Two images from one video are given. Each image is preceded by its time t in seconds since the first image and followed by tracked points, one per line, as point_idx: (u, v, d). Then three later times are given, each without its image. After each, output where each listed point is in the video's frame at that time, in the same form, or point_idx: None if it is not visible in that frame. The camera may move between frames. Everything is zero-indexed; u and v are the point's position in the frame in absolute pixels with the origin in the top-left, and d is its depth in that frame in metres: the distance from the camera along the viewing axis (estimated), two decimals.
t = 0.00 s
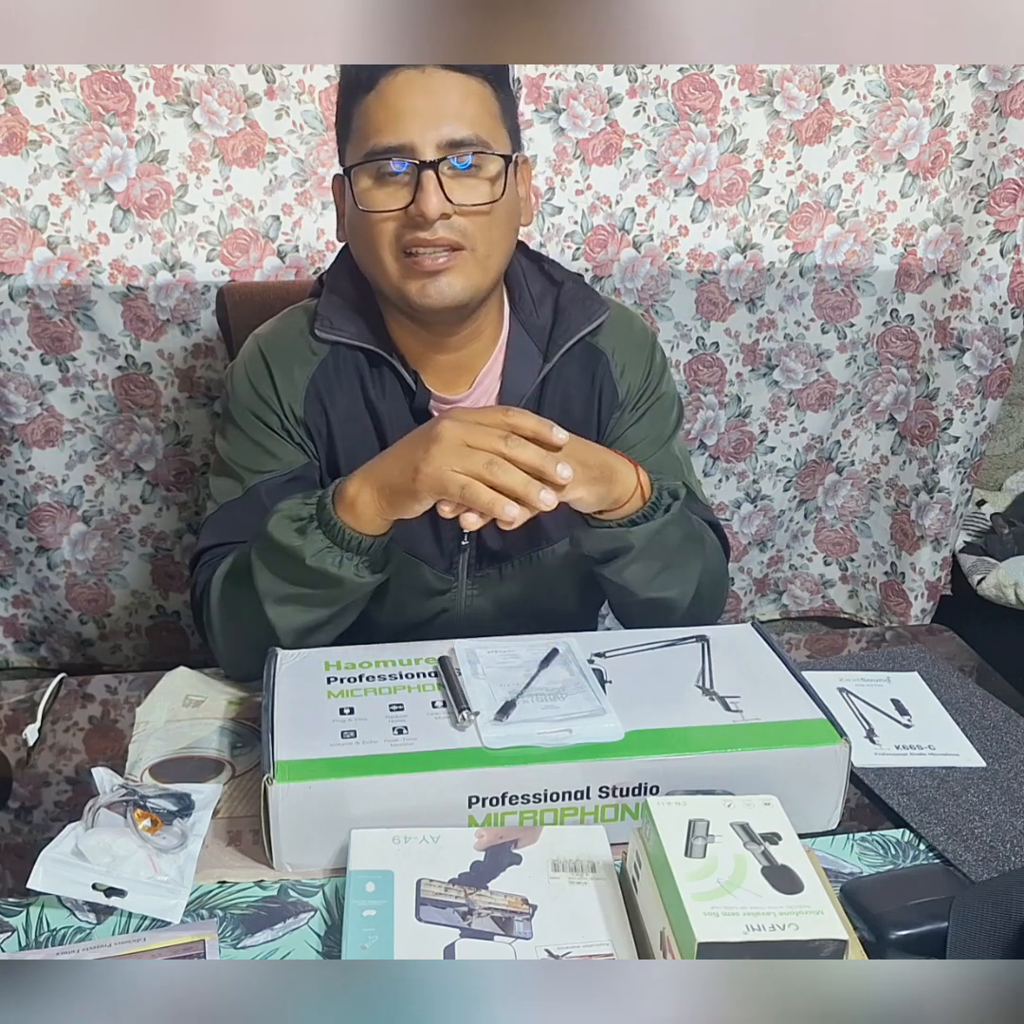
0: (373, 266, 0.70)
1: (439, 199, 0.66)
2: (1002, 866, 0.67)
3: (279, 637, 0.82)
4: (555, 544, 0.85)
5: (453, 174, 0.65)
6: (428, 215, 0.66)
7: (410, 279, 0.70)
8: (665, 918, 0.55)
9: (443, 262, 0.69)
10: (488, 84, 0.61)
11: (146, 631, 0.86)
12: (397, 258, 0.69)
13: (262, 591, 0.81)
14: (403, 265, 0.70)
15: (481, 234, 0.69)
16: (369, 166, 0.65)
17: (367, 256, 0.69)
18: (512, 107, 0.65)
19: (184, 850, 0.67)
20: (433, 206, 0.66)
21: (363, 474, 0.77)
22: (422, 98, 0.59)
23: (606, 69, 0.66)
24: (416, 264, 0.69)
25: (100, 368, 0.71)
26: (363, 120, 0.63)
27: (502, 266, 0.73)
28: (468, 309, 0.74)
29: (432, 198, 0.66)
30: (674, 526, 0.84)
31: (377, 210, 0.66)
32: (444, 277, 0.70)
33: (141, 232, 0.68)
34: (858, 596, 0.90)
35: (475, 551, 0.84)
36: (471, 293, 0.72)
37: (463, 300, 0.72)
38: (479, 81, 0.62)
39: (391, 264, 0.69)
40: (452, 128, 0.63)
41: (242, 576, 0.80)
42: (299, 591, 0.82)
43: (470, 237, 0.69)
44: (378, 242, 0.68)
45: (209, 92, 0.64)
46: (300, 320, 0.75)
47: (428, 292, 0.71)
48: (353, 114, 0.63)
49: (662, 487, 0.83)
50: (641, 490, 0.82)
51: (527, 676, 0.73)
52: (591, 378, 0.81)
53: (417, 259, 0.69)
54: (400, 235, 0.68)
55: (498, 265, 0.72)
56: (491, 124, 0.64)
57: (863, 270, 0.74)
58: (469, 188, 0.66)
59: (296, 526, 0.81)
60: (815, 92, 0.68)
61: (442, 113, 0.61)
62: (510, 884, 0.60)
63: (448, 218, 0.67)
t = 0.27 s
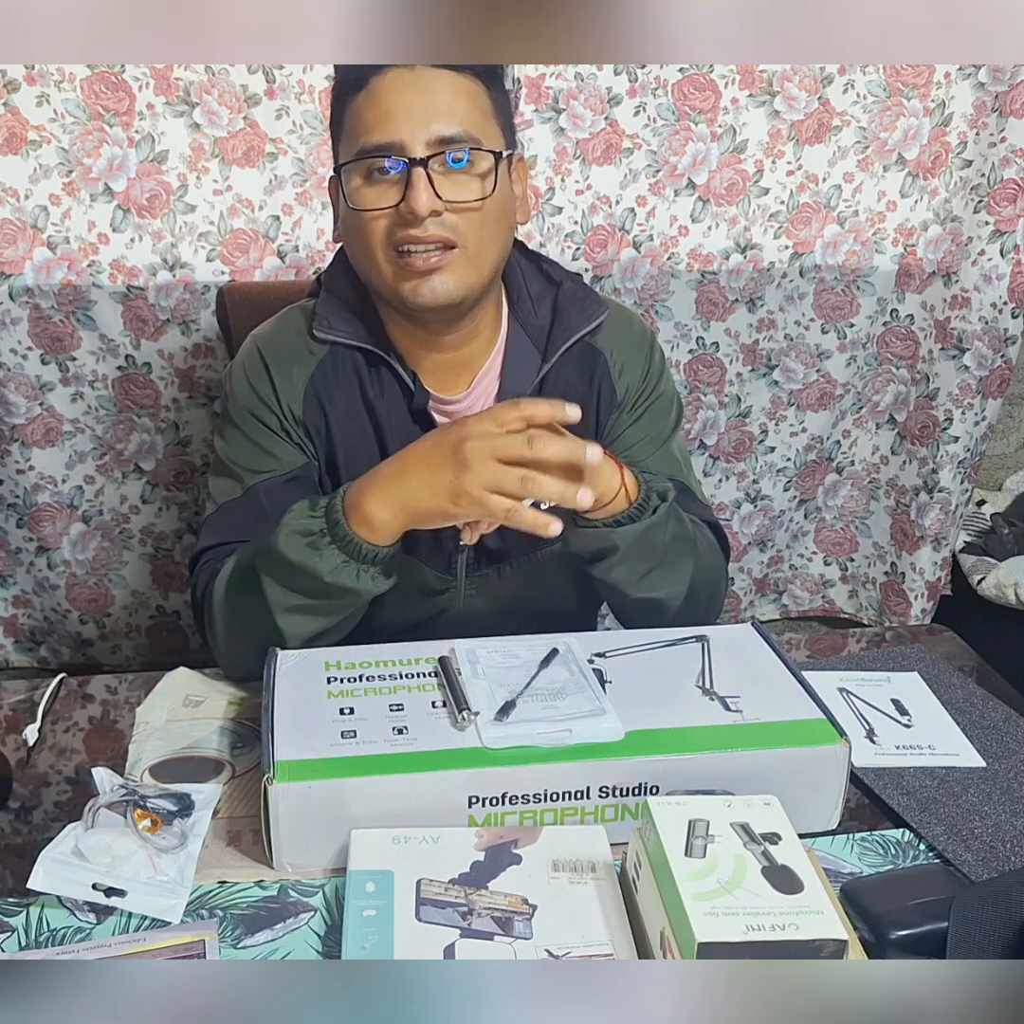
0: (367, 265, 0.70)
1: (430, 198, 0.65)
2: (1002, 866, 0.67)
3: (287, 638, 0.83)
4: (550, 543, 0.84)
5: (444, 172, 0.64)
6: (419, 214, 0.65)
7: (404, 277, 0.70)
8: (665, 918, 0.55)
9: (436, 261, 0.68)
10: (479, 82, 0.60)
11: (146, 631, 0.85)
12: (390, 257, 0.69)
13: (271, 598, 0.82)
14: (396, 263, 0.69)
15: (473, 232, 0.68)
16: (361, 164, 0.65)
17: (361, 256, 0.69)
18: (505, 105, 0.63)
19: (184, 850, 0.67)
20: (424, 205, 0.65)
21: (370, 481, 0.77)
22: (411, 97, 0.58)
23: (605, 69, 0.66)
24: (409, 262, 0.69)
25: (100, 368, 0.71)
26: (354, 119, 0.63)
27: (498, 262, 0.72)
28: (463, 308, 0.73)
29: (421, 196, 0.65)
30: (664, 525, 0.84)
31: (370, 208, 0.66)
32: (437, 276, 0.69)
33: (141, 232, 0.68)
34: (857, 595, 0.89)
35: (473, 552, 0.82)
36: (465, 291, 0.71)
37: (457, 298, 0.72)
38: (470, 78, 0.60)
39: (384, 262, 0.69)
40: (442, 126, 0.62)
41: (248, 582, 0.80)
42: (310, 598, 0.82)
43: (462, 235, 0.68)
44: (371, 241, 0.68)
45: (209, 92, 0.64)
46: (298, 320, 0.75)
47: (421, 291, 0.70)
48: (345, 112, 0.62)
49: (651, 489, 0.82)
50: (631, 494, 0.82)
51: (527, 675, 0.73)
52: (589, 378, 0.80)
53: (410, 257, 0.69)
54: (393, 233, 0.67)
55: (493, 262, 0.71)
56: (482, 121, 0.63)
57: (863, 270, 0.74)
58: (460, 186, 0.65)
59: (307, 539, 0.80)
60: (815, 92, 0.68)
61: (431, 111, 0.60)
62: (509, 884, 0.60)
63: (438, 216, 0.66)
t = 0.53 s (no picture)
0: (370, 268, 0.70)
1: (437, 203, 0.66)
2: (1003, 866, 0.67)
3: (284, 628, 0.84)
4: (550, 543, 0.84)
5: (451, 178, 0.65)
6: (426, 219, 0.66)
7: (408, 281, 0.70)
8: (665, 918, 0.55)
9: (441, 266, 0.69)
10: (485, 82, 0.61)
11: (146, 631, 0.85)
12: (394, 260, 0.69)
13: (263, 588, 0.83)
14: (400, 268, 0.69)
15: (479, 239, 0.69)
16: (368, 168, 0.65)
17: (366, 258, 0.69)
18: (512, 109, 0.65)
19: (184, 850, 0.67)
20: (431, 210, 0.66)
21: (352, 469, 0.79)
22: (420, 97, 0.60)
23: (605, 69, 0.66)
24: (413, 267, 0.69)
25: (100, 368, 0.71)
26: (361, 120, 0.63)
27: (501, 270, 0.72)
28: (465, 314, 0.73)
29: (429, 201, 0.65)
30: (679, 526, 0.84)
31: (375, 212, 0.67)
32: (442, 281, 0.69)
33: (141, 232, 0.68)
34: (857, 596, 0.89)
35: (474, 552, 0.84)
36: (468, 298, 0.71)
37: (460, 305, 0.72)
38: (476, 83, 0.62)
39: (388, 266, 0.69)
40: (450, 130, 0.63)
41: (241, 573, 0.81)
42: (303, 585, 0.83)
43: (468, 242, 0.69)
44: (376, 245, 0.68)
45: (209, 92, 0.64)
46: (299, 321, 0.74)
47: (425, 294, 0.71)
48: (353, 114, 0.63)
49: (668, 489, 0.82)
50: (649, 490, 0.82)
51: (527, 675, 0.73)
52: (590, 379, 0.79)
53: (415, 262, 0.69)
54: (397, 237, 0.68)
55: (497, 269, 0.72)
56: (489, 127, 0.64)
57: (863, 270, 0.74)
58: (467, 192, 0.66)
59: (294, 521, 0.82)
60: (815, 92, 0.68)
61: (440, 113, 0.61)
62: (509, 883, 0.60)
63: (445, 222, 0.66)
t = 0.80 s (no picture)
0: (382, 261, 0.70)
1: (457, 200, 0.67)
2: (1003, 866, 0.67)
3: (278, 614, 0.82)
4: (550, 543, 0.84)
5: (471, 176, 0.66)
6: (444, 214, 0.67)
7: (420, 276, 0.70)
8: (665, 918, 0.55)
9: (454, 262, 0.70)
10: (508, 87, 0.62)
11: (146, 631, 0.85)
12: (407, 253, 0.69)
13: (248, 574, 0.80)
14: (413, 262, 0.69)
15: (492, 239, 0.70)
16: (387, 160, 0.66)
17: (378, 250, 0.69)
18: (528, 113, 0.66)
19: (184, 850, 0.67)
20: (451, 207, 0.67)
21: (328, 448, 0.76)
22: (444, 97, 0.59)
23: (606, 69, 0.66)
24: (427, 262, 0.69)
25: (100, 368, 0.72)
26: (382, 113, 0.63)
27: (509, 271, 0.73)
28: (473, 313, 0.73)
29: (449, 197, 0.66)
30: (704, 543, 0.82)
31: (392, 205, 0.67)
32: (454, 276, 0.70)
33: (141, 232, 0.68)
34: (857, 595, 0.89)
35: (475, 551, 0.84)
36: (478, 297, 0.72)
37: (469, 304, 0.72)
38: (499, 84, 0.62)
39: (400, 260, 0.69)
40: (472, 129, 0.63)
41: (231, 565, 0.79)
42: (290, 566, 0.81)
43: (482, 240, 0.70)
44: (390, 239, 0.68)
45: (209, 92, 0.64)
46: (299, 320, 0.72)
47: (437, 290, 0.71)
48: (373, 108, 0.63)
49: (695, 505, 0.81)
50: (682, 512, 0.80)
51: (527, 676, 0.73)
52: (591, 379, 0.80)
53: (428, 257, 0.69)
54: (411, 231, 0.68)
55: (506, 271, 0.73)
56: (509, 129, 0.66)
57: (863, 270, 0.74)
58: (485, 190, 0.67)
59: (273, 504, 0.79)
60: (815, 92, 0.68)
61: (462, 112, 0.61)
62: (509, 883, 0.60)
63: (464, 219, 0.67)
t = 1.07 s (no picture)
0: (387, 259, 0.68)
1: (465, 200, 0.64)
2: (1003, 867, 0.67)
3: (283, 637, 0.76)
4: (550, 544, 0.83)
5: (478, 176, 0.63)
6: (452, 214, 0.65)
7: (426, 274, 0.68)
8: (665, 918, 0.55)
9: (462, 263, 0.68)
10: (517, 87, 0.58)
11: (145, 631, 0.90)
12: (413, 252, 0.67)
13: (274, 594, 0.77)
14: (419, 261, 0.68)
15: (498, 236, 0.68)
16: (394, 158, 0.63)
17: (383, 247, 0.68)
18: (533, 112, 0.62)
19: (184, 850, 0.67)
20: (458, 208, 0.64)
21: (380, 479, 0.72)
22: (454, 99, 0.56)
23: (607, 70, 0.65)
24: (434, 261, 0.67)
25: (100, 367, 0.73)
26: (386, 106, 0.59)
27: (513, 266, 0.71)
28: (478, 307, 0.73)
29: (457, 198, 0.64)
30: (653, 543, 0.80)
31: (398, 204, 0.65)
32: (459, 276, 0.68)
33: (141, 232, 0.68)
34: (857, 595, 0.91)
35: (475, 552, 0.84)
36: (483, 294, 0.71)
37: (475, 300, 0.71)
38: (509, 83, 0.59)
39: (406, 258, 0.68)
40: (480, 128, 0.60)
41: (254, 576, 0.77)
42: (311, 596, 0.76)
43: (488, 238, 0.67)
44: (396, 236, 0.67)
45: (209, 93, 0.64)
46: (301, 320, 0.76)
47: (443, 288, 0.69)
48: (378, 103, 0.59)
49: (636, 505, 0.80)
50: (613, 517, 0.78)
51: (527, 675, 0.73)
52: (591, 378, 0.80)
53: (435, 256, 0.67)
54: (418, 230, 0.66)
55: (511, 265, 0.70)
56: (517, 127, 0.62)
57: (863, 270, 0.74)
58: (493, 190, 0.65)
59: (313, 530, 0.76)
60: (815, 92, 0.68)
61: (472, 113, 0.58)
62: (509, 884, 0.60)
63: (471, 219, 0.65)
